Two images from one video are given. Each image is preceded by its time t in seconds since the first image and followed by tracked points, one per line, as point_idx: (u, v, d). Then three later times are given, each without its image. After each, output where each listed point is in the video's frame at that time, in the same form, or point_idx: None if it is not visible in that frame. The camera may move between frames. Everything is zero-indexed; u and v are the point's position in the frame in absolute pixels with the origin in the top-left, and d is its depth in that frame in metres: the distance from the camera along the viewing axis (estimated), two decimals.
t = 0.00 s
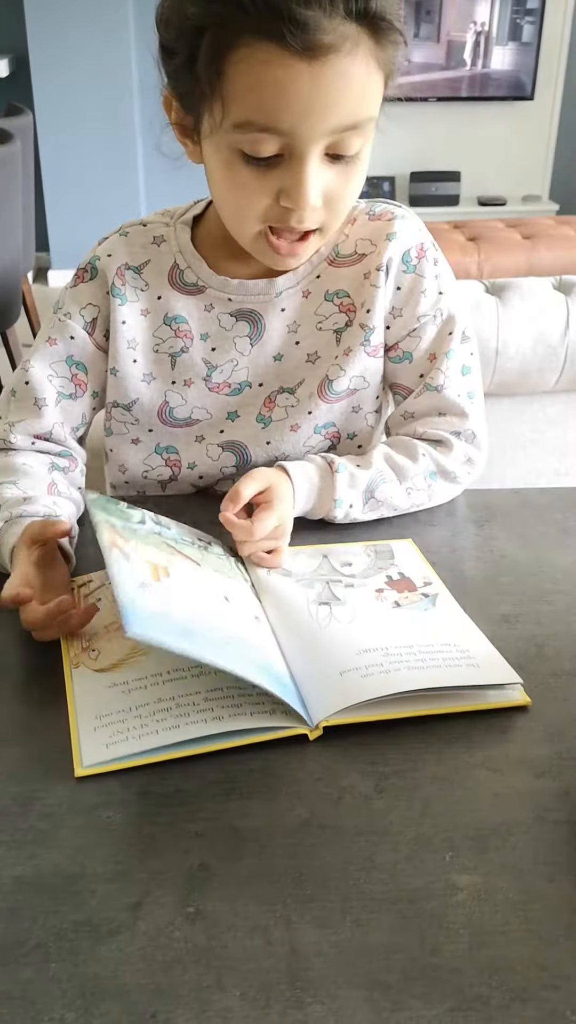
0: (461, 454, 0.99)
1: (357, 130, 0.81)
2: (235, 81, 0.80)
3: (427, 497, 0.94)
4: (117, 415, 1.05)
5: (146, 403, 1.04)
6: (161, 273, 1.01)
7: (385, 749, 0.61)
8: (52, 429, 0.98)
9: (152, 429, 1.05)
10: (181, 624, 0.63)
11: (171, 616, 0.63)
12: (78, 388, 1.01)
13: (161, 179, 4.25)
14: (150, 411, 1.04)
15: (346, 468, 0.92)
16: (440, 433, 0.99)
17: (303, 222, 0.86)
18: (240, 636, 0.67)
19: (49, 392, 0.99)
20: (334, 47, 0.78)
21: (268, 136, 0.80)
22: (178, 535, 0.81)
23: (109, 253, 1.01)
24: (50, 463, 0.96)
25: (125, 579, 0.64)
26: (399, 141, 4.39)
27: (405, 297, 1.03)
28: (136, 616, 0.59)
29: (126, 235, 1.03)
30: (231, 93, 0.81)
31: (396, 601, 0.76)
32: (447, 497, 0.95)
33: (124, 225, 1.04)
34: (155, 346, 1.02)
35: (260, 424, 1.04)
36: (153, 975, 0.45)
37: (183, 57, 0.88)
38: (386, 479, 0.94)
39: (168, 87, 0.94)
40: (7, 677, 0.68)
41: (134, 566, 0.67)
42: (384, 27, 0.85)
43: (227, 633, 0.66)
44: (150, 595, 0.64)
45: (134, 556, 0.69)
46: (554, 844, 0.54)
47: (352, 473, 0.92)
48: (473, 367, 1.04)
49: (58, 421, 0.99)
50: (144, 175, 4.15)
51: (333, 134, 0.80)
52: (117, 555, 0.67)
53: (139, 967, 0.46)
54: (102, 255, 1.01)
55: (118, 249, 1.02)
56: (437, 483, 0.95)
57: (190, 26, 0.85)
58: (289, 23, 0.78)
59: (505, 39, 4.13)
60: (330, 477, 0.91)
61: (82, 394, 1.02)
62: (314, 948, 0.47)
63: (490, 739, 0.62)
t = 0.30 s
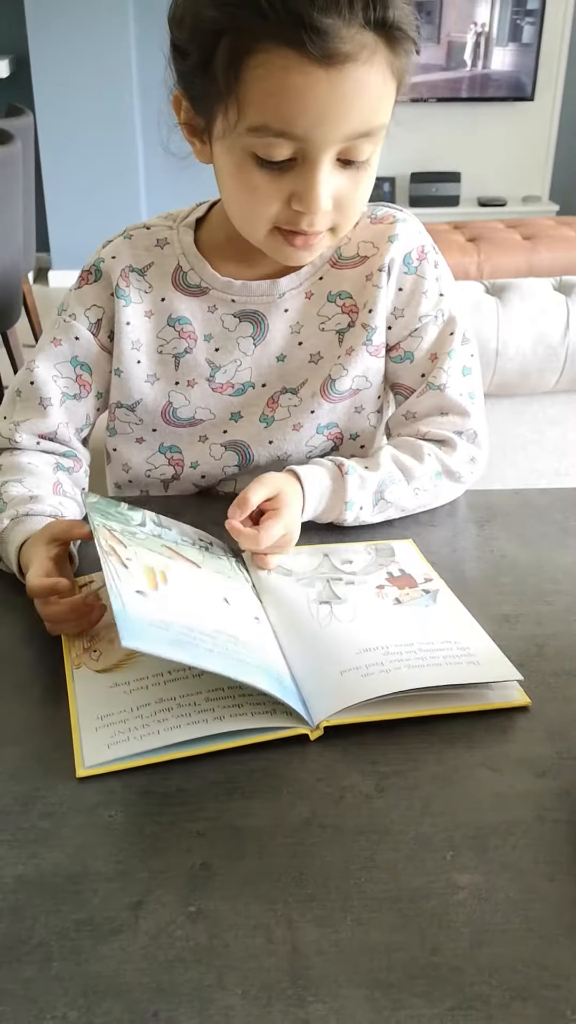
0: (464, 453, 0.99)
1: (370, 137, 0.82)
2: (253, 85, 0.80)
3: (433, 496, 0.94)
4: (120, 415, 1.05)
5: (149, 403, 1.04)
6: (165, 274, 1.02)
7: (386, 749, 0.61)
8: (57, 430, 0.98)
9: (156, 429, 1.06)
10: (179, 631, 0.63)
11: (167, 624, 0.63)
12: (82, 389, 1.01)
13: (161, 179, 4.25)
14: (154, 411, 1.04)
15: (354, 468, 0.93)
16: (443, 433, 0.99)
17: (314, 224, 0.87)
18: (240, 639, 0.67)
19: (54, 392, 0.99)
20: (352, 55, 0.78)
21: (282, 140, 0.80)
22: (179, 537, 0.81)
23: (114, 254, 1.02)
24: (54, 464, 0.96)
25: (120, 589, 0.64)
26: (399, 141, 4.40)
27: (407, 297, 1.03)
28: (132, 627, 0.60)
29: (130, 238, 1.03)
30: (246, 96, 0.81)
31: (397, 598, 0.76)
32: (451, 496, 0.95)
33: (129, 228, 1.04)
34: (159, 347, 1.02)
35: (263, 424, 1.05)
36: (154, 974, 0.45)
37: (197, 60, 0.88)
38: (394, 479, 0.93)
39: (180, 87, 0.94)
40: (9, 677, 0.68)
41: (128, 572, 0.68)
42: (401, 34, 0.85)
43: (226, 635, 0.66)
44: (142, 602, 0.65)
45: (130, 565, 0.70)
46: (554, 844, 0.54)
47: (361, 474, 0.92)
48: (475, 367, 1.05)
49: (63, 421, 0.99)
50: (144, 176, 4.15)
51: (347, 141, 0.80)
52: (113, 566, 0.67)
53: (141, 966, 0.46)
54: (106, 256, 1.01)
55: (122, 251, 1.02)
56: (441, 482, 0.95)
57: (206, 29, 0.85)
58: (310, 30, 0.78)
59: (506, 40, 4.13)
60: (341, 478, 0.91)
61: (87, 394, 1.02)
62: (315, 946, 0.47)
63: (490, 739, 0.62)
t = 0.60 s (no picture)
0: (462, 452, 0.99)
1: (371, 139, 0.81)
2: (256, 87, 0.80)
3: (434, 495, 0.93)
4: (122, 414, 1.05)
5: (151, 403, 1.04)
6: (166, 274, 1.02)
7: (385, 748, 0.61)
8: (56, 429, 0.98)
9: (158, 427, 1.06)
10: (178, 629, 0.62)
11: (166, 623, 0.63)
12: (82, 388, 1.01)
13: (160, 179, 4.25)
14: (156, 410, 1.04)
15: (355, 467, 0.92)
16: (443, 432, 0.99)
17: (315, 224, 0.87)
18: (239, 638, 0.67)
19: (54, 391, 0.99)
20: (355, 59, 0.78)
21: (285, 141, 0.80)
22: (177, 534, 0.80)
23: (116, 253, 1.02)
24: (54, 463, 0.96)
25: (118, 589, 0.64)
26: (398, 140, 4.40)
27: (407, 297, 1.03)
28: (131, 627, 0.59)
29: (133, 237, 1.03)
30: (250, 97, 0.81)
31: (395, 598, 0.76)
32: (450, 496, 0.95)
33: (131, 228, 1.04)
34: (161, 346, 1.03)
35: (263, 422, 1.05)
36: (152, 972, 0.45)
37: (201, 60, 0.88)
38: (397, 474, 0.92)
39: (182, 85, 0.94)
40: (7, 676, 0.68)
41: (127, 570, 0.67)
42: (403, 36, 0.85)
43: (225, 634, 0.66)
44: (142, 600, 0.64)
45: (128, 564, 0.69)
46: (552, 843, 0.54)
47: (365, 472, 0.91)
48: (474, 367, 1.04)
49: (62, 421, 0.99)
50: (142, 175, 4.15)
51: (349, 143, 0.80)
52: (111, 566, 0.66)
53: (138, 964, 0.46)
54: (108, 256, 1.01)
55: (124, 251, 1.02)
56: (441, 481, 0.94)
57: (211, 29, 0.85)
58: (314, 34, 0.78)
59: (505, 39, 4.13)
60: (346, 478, 0.91)
61: (86, 394, 1.02)
62: (313, 945, 0.47)
63: (488, 738, 0.62)
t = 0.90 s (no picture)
0: (455, 451, 0.98)
1: (370, 138, 0.81)
2: (254, 87, 0.80)
3: (423, 493, 0.93)
4: (123, 414, 1.06)
5: (152, 402, 1.04)
6: (170, 274, 1.03)
7: (384, 747, 0.61)
8: (58, 429, 0.98)
9: (159, 425, 1.06)
10: (158, 655, 0.63)
11: (146, 650, 0.63)
12: (84, 387, 1.01)
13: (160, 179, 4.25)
14: (157, 409, 1.05)
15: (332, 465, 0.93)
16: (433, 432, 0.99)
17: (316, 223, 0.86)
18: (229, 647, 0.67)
19: (57, 391, 0.98)
20: (353, 58, 0.78)
21: (284, 140, 0.80)
22: (165, 557, 0.80)
23: (119, 253, 1.03)
24: (55, 462, 0.96)
25: (95, 627, 0.64)
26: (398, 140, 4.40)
27: (406, 297, 1.03)
28: (106, 663, 0.60)
29: (135, 237, 1.04)
30: (248, 97, 0.81)
31: (394, 591, 0.76)
32: (444, 497, 0.94)
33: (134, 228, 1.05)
34: (163, 346, 1.03)
35: (265, 422, 1.04)
36: (152, 972, 0.45)
37: (200, 59, 0.88)
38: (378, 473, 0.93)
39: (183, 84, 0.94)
40: (7, 676, 0.68)
41: (107, 605, 0.68)
42: (401, 37, 0.85)
43: (212, 646, 0.66)
44: (122, 631, 0.65)
45: (109, 598, 0.70)
46: (552, 842, 0.54)
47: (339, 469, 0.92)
48: (471, 369, 1.04)
49: (64, 420, 0.99)
50: (142, 175, 4.16)
51: (348, 142, 0.80)
52: (89, 606, 0.67)
53: (138, 964, 0.46)
54: (112, 255, 1.02)
55: (128, 250, 1.03)
56: (430, 482, 0.94)
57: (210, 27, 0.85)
58: (310, 34, 0.78)
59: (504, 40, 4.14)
60: (317, 477, 0.91)
61: (89, 394, 1.02)
62: (312, 944, 0.47)
63: (488, 738, 0.62)
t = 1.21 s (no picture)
0: (456, 453, 0.98)
1: (363, 136, 0.81)
2: (244, 85, 0.80)
3: (424, 495, 0.93)
4: (123, 414, 1.05)
5: (152, 402, 1.04)
6: (170, 274, 1.03)
7: (383, 747, 0.61)
8: (57, 428, 0.97)
9: (159, 425, 1.06)
10: (155, 656, 0.63)
11: (143, 652, 0.63)
12: (84, 387, 1.01)
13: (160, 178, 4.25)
14: (157, 409, 1.04)
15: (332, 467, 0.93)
16: (434, 434, 0.98)
17: (309, 222, 0.86)
18: (225, 648, 0.66)
19: (57, 391, 0.98)
20: (343, 55, 0.78)
21: (274, 138, 0.79)
22: (164, 559, 0.80)
23: (119, 253, 1.03)
24: (54, 461, 0.96)
25: (93, 629, 0.64)
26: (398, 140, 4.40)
27: (407, 297, 1.03)
28: (104, 665, 0.60)
29: (136, 237, 1.04)
30: (239, 95, 0.81)
31: (393, 590, 0.76)
32: (444, 499, 0.94)
33: (135, 228, 1.05)
34: (163, 346, 1.03)
35: (265, 422, 1.04)
36: (150, 973, 0.45)
37: (195, 58, 0.88)
38: (378, 474, 0.93)
39: (178, 83, 0.94)
40: (6, 675, 0.68)
41: (105, 608, 0.68)
42: (394, 33, 0.84)
43: (208, 648, 0.65)
44: (119, 632, 0.65)
45: (107, 599, 0.70)
46: (552, 843, 0.53)
47: (339, 472, 0.92)
48: (472, 369, 1.04)
49: (64, 420, 0.98)
50: (142, 175, 4.15)
51: (339, 140, 0.80)
52: (86, 608, 0.67)
53: (136, 965, 0.46)
54: (112, 255, 1.02)
55: (128, 250, 1.03)
56: (430, 485, 0.94)
57: (205, 25, 0.85)
58: (297, 30, 0.78)
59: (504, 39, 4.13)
60: (317, 480, 0.91)
61: (88, 393, 1.01)
62: (311, 946, 0.47)
63: (488, 738, 0.61)
